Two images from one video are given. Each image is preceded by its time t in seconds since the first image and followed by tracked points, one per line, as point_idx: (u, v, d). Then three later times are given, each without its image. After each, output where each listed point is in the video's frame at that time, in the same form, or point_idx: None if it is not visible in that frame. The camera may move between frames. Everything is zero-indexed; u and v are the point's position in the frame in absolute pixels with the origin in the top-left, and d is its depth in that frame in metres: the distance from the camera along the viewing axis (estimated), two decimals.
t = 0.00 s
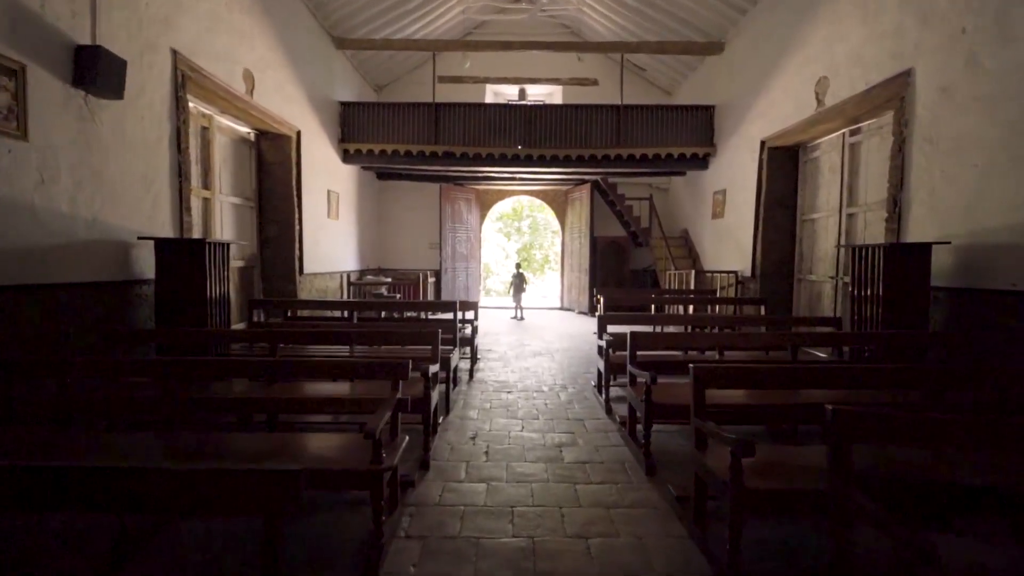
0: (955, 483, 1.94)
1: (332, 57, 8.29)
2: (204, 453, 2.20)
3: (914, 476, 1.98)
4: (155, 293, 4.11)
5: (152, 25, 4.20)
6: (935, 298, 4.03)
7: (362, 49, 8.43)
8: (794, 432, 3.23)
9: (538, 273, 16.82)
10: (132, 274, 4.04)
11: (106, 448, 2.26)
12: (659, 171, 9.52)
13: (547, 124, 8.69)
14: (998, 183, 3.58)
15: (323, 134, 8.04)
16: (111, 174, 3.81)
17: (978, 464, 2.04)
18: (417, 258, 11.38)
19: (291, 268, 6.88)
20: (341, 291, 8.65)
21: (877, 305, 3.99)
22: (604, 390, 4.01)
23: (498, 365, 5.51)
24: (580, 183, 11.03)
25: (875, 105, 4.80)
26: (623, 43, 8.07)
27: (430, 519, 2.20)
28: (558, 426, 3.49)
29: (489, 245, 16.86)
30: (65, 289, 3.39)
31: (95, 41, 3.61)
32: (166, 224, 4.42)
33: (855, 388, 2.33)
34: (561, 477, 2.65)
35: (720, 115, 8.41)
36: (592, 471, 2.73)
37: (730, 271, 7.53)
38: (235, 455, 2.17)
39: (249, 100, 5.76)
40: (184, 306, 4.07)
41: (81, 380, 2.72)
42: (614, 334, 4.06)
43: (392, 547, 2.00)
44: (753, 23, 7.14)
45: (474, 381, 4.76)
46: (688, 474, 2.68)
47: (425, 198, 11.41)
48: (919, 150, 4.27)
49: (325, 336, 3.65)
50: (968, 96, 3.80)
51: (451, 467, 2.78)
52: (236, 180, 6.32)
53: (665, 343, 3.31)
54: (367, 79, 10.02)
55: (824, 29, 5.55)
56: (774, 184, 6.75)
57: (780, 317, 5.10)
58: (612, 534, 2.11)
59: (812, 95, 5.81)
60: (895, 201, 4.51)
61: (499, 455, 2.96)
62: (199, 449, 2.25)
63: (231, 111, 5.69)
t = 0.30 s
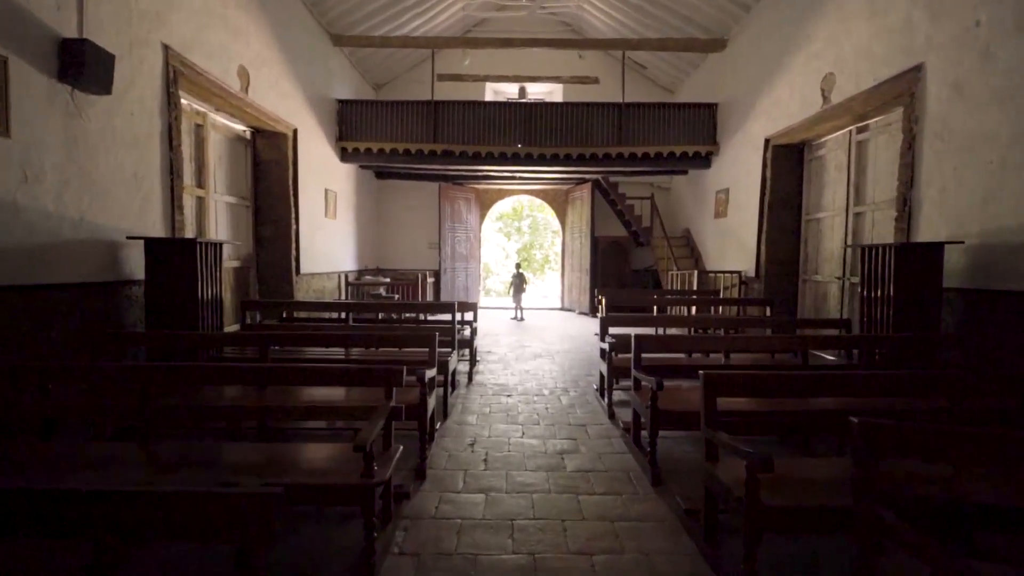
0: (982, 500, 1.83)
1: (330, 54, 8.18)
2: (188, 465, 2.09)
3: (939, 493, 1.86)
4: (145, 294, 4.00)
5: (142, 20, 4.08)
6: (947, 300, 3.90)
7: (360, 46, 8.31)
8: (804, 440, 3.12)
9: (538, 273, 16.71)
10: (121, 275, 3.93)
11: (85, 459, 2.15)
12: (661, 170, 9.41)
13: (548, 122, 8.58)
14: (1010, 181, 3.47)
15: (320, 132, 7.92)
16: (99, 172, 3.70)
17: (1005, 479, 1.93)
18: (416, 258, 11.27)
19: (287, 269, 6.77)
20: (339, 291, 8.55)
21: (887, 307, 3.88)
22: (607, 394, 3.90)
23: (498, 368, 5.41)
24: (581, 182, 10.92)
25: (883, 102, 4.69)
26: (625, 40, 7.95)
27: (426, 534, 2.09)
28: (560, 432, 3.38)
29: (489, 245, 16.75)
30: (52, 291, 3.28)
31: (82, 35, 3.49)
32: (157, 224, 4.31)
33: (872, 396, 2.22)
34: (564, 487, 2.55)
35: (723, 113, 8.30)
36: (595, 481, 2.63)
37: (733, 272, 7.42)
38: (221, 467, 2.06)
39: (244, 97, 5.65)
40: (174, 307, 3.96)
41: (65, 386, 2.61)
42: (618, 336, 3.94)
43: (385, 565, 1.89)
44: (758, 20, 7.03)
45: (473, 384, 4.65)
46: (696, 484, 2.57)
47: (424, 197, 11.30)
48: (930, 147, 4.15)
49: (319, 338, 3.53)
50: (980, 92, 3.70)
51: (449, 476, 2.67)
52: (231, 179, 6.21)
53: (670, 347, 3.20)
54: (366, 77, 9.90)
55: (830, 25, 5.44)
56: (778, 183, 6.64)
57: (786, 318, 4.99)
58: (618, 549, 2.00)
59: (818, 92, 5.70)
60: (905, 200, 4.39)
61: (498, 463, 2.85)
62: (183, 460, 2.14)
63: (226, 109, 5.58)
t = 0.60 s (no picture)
0: (1013, 517, 1.71)
1: (327, 51, 8.06)
2: (171, 478, 1.97)
3: (968, 511, 1.75)
4: (134, 294, 3.89)
5: (132, 12, 3.96)
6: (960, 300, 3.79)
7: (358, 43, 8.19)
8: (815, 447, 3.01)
9: (538, 273, 16.61)
10: (109, 275, 3.82)
11: (62, 472, 2.02)
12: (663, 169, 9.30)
13: (548, 120, 8.47)
14: None
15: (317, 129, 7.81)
16: (85, 169, 3.57)
17: None
18: (415, 258, 11.17)
19: (284, 269, 6.66)
20: (337, 292, 8.45)
21: (899, 308, 3.77)
22: (610, 398, 3.79)
23: (497, 370, 5.30)
24: (581, 181, 10.82)
25: (893, 98, 4.57)
26: (627, 37, 7.83)
27: (420, 549, 1.99)
28: (561, 438, 3.26)
29: (489, 245, 16.64)
30: (37, 292, 3.17)
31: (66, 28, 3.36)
32: (148, 223, 4.19)
33: (892, 404, 2.11)
34: (566, 498, 2.43)
35: (725, 111, 8.19)
36: (598, 491, 2.51)
37: (737, 272, 7.32)
38: (205, 480, 1.94)
39: (239, 94, 5.53)
40: (165, 309, 3.85)
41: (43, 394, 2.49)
42: (621, 338, 3.82)
43: None
44: (761, 16, 6.91)
45: (472, 388, 4.53)
46: (705, 495, 2.46)
47: (424, 196, 11.19)
48: (943, 144, 4.03)
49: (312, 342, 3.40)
50: (997, 86, 3.57)
51: (446, 485, 2.56)
52: (226, 177, 6.09)
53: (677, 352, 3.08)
54: (364, 75, 9.78)
55: (836, 19, 5.33)
56: (783, 181, 6.52)
57: (794, 321, 4.88)
58: (625, 567, 1.89)
59: (824, 88, 5.58)
60: (916, 199, 4.28)
61: (497, 471, 2.74)
62: (166, 472, 2.02)
63: (220, 105, 5.46)
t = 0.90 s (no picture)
0: None
1: (324, 48, 7.94)
2: (150, 493, 1.85)
3: (1000, 528, 1.64)
4: (122, 296, 3.76)
5: (121, 5, 3.84)
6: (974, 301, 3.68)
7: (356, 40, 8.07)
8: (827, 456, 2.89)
9: (538, 274, 16.49)
10: (96, 275, 3.69)
11: (35, 486, 1.90)
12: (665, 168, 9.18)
13: (548, 118, 8.35)
14: None
15: (314, 127, 7.69)
16: (70, 166, 3.45)
17: None
18: (414, 258, 11.06)
19: (280, 269, 6.55)
20: (335, 293, 8.34)
21: (911, 310, 3.65)
22: (613, 402, 3.67)
23: (496, 372, 5.19)
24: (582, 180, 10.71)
25: (903, 95, 4.45)
26: (629, 33, 7.71)
27: (415, 568, 1.87)
28: (562, 445, 3.14)
29: (489, 245, 16.53)
30: (19, 294, 3.04)
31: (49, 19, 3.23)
32: (137, 222, 4.07)
33: (915, 413, 1.99)
34: (569, 510, 2.31)
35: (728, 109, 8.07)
36: (603, 503, 2.39)
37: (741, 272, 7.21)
38: (185, 497, 1.82)
39: (233, 90, 5.41)
40: (154, 311, 3.72)
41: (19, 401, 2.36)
42: (625, 341, 3.71)
43: None
44: (766, 12, 6.79)
45: (470, 392, 4.41)
46: (715, 507, 2.34)
47: (423, 196, 11.07)
48: (956, 141, 3.91)
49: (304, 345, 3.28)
50: (1013, 81, 3.45)
51: (443, 497, 2.44)
52: (220, 176, 5.97)
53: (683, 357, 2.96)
54: (362, 73, 9.66)
55: (843, 15, 5.21)
56: (788, 180, 6.40)
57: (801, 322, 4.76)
58: None
59: (830, 85, 5.47)
60: (927, 198, 4.16)
61: (497, 481, 2.62)
62: (145, 487, 1.90)
63: (214, 102, 5.34)
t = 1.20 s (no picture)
0: None
1: (322, 46, 7.82)
2: (124, 511, 1.73)
3: None
4: (109, 298, 3.64)
5: None
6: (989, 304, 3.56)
7: (353, 38, 7.96)
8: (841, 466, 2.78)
9: (538, 275, 16.37)
10: (83, 277, 3.57)
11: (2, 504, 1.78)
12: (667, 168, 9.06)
13: (549, 118, 8.24)
14: None
15: (311, 126, 7.58)
16: (54, 163, 3.33)
17: None
18: (413, 260, 10.94)
19: (276, 270, 6.43)
20: (332, 294, 8.22)
21: (924, 313, 3.54)
22: (617, 408, 3.55)
23: (496, 376, 5.07)
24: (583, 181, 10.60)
25: (913, 91, 4.34)
26: (630, 31, 7.59)
27: None
28: (564, 453, 3.02)
29: (489, 246, 16.40)
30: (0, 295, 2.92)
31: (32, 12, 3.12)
32: (126, 221, 3.96)
33: (941, 424, 1.87)
34: (571, 525, 2.20)
35: (732, 107, 7.95)
36: (608, 517, 2.27)
37: (744, 273, 7.09)
38: (161, 516, 1.71)
39: (227, 88, 5.29)
40: (142, 313, 3.60)
41: None
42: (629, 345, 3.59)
43: None
44: (770, 8, 6.68)
45: (469, 397, 4.29)
46: (726, 521, 2.22)
47: (422, 196, 10.95)
48: (970, 139, 3.80)
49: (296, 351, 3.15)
50: None
51: (439, 510, 2.32)
52: (214, 176, 5.86)
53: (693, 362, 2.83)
54: (361, 72, 9.55)
55: (850, 10, 5.10)
56: (793, 179, 6.28)
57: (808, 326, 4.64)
58: None
59: (837, 82, 5.35)
60: (938, 197, 4.05)
61: (495, 493, 2.50)
62: (119, 505, 1.77)
63: (208, 100, 5.23)
